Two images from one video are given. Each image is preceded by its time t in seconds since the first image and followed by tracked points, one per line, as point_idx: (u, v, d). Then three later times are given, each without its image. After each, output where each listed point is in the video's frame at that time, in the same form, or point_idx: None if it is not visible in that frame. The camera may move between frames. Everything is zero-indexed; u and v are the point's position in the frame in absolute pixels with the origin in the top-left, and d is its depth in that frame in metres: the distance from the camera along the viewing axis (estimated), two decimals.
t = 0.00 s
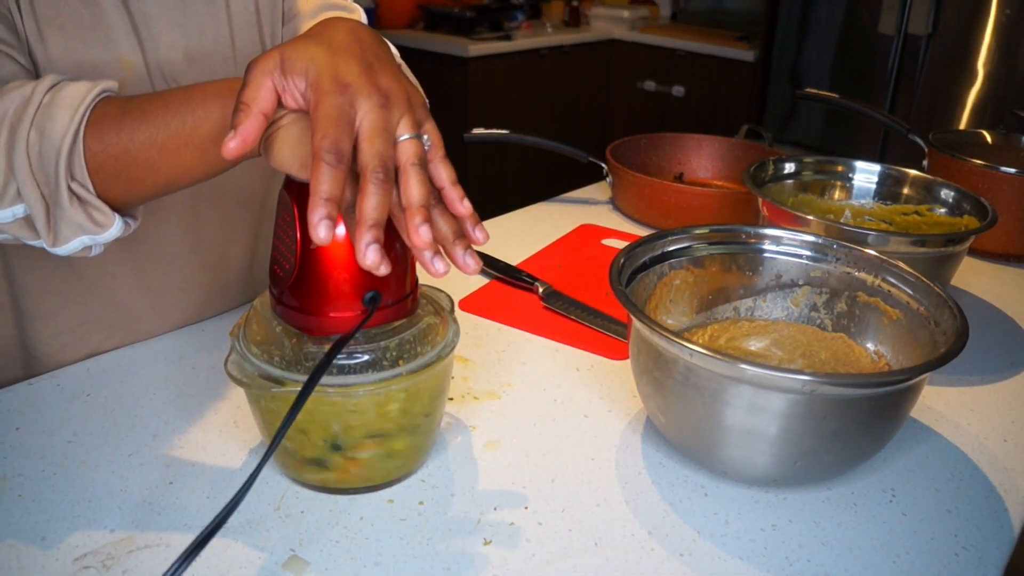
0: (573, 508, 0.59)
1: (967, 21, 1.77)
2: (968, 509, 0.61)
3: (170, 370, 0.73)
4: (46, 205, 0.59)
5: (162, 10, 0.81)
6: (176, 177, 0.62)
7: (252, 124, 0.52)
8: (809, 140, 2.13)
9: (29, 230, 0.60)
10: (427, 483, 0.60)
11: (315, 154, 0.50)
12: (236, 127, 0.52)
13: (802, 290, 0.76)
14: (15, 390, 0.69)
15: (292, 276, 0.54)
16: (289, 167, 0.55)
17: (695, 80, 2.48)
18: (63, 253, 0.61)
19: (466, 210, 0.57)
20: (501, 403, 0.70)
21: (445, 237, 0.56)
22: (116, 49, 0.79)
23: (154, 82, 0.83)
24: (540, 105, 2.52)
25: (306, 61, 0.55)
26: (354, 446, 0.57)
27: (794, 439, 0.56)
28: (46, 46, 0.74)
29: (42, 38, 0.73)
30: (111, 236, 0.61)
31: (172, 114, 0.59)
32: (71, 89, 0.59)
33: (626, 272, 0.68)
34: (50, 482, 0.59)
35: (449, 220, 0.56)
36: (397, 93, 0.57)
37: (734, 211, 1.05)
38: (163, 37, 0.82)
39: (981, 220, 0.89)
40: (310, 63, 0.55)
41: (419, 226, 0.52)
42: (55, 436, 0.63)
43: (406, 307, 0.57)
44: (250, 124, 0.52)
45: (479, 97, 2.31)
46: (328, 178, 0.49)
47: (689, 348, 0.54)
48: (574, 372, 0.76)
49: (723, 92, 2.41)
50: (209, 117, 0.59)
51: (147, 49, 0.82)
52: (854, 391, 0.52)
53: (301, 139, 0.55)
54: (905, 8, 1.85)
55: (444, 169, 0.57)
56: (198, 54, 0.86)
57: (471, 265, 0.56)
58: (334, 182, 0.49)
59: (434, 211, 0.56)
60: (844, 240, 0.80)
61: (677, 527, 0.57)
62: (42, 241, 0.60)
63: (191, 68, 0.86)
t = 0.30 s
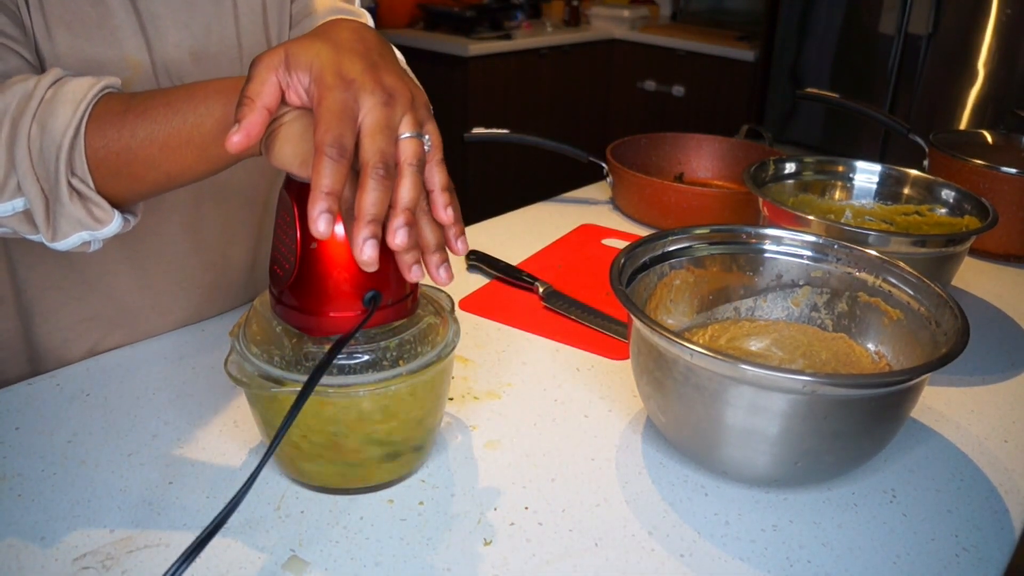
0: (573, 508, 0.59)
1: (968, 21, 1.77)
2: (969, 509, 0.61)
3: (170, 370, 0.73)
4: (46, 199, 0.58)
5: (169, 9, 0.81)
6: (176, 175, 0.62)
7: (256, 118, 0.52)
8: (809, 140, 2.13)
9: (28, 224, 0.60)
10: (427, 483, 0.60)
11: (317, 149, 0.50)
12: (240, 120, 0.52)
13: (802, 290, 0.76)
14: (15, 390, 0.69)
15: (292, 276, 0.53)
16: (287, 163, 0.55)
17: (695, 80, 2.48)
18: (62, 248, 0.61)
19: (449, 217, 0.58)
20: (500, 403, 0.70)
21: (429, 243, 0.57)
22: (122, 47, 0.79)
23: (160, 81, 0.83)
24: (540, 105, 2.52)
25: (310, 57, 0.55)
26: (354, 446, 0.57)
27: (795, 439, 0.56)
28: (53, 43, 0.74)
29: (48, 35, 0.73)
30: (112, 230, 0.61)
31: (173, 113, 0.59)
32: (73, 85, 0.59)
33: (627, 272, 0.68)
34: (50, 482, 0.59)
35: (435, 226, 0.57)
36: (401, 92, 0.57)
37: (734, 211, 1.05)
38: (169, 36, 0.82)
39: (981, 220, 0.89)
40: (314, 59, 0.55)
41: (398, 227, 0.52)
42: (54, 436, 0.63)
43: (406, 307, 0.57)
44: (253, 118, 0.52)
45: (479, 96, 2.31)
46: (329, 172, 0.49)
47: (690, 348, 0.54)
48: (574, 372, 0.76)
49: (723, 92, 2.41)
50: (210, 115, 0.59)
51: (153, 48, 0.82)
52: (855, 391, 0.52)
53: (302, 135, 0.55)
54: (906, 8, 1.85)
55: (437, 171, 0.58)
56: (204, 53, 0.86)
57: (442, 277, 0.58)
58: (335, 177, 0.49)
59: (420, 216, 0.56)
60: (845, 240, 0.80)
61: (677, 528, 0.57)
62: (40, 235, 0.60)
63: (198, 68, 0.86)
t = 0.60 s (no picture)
0: (573, 508, 0.58)
1: (968, 20, 1.76)
2: (969, 509, 0.61)
3: (170, 370, 0.73)
4: (45, 194, 0.58)
5: (171, 8, 0.81)
6: (177, 173, 0.62)
7: (259, 114, 0.52)
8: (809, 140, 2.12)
9: (28, 219, 0.60)
10: (426, 483, 0.60)
11: (319, 145, 0.50)
12: (243, 116, 0.52)
13: (802, 289, 0.76)
14: (15, 390, 0.69)
15: (291, 274, 0.53)
16: (288, 161, 0.55)
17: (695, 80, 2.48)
18: (61, 243, 0.61)
19: (444, 218, 0.58)
20: (500, 403, 0.70)
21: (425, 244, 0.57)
22: (125, 45, 0.79)
23: (162, 80, 0.83)
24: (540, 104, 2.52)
25: (313, 54, 0.55)
26: (354, 446, 0.56)
27: (795, 439, 0.56)
28: (56, 40, 0.74)
29: (51, 33, 0.73)
30: (111, 226, 0.61)
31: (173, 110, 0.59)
32: (74, 80, 0.59)
33: (627, 272, 0.68)
34: (50, 482, 0.59)
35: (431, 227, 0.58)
36: (402, 90, 0.57)
37: (734, 211, 1.05)
38: (172, 35, 0.83)
39: (981, 220, 0.89)
40: (317, 56, 0.55)
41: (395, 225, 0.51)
42: (54, 436, 0.63)
43: (406, 307, 0.57)
44: (256, 114, 0.52)
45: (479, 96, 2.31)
46: (331, 167, 0.49)
47: (689, 348, 0.54)
48: (574, 372, 0.76)
49: (723, 92, 2.41)
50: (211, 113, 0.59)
51: (155, 46, 0.82)
52: (855, 391, 0.52)
53: (303, 133, 0.55)
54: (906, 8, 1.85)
55: (434, 173, 0.58)
56: (207, 52, 0.86)
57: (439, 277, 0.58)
58: (337, 172, 0.49)
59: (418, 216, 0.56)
60: (845, 239, 0.80)
61: (677, 528, 0.57)
62: (39, 229, 0.60)
63: (200, 67, 0.86)
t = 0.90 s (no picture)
0: (573, 508, 0.59)
1: (968, 20, 1.76)
2: (968, 509, 0.61)
3: (170, 370, 0.73)
4: (46, 192, 0.59)
5: (172, 9, 0.82)
6: (177, 172, 0.62)
7: (261, 113, 0.52)
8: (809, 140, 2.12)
9: (28, 216, 0.60)
10: (427, 483, 0.60)
11: (321, 144, 0.50)
12: (244, 115, 0.52)
13: (802, 289, 0.76)
14: (15, 389, 0.69)
15: (291, 275, 0.53)
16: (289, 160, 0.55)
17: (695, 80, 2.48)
18: (62, 241, 0.61)
19: (443, 219, 0.59)
20: (500, 403, 0.70)
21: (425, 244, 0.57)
22: (126, 45, 0.79)
23: (163, 80, 0.84)
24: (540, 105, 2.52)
25: (315, 54, 0.56)
26: (354, 446, 0.57)
27: (795, 439, 0.56)
28: (57, 40, 0.74)
29: (52, 32, 0.74)
30: (111, 224, 0.61)
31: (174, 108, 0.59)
32: (76, 79, 0.59)
33: (627, 272, 0.68)
34: (50, 482, 0.59)
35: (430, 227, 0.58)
36: (404, 91, 0.57)
37: (734, 211, 1.05)
38: (172, 35, 0.83)
39: (981, 220, 0.89)
40: (319, 56, 0.55)
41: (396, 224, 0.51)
42: (55, 436, 0.63)
43: (405, 307, 0.57)
44: (258, 113, 0.52)
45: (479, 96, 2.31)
46: (332, 167, 0.49)
47: (689, 348, 0.54)
48: (574, 372, 0.76)
49: (723, 92, 2.41)
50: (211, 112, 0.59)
51: (155, 46, 0.82)
52: (855, 391, 0.52)
53: (303, 132, 0.55)
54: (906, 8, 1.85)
55: (434, 174, 0.58)
56: (207, 52, 0.86)
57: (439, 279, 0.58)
58: (338, 172, 0.49)
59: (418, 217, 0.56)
60: (845, 239, 0.80)
61: (677, 528, 0.57)
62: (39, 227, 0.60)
63: (200, 67, 0.86)
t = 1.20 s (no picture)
0: (573, 507, 0.59)
1: (968, 20, 1.76)
2: (968, 509, 0.61)
3: (170, 370, 0.73)
4: (46, 192, 0.59)
5: (172, 9, 0.82)
6: (177, 172, 0.62)
7: (261, 113, 0.52)
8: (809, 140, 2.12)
9: (28, 216, 0.60)
10: (427, 483, 0.60)
11: (321, 144, 0.50)
12: (245, 115, 0.52)
13: (802, 289, 0.76)
14: (15, 389, 0.69)
15: (291, 275, 0.53)
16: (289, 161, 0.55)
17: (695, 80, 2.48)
18: (61, 241, 0.61)
19: (443, 220, 0.59)
20: (501, 403, 0.70)
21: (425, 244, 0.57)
22: (125, 45, 0.79)
23: (162, 79, 0.84)
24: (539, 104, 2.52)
25: (316, 54, 0.56)
26: (354, 446, 0.57)
27: (795, 439, 0.56)
28: (56, 39, 0.74)
29: (52, 32, 0.74)
30: (111, 224, 0.61)
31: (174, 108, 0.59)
32: (76, 78, 0.59)
33: (627, 272, 0.68)
34: (50, 482, 0.59)
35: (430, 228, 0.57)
36: (404, 91, 0.57)
37: (734, 211, 1.05)
38: (172, 35, 0.83)
39: (981, 220, 0.89)
40: (319, 56, 0.55)
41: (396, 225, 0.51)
42: (55, 436, 0.63)
43: (405, 307, 0.57)
44: (258, 113, 0.52)
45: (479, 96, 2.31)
46: (332, 167, 0.49)
47: (689, 348, 0.54)
48: (574, 372, 0.76)
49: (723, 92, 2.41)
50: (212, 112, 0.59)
51: (155, 45, 0.82)
52: (854, 391, 0.52)
53: (302, 133, 0.55)
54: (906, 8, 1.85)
55: (434, 174, 0.58)
56: (206, 52, 0.86)
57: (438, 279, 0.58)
58: (337, 172, 0.49)
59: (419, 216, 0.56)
60: (845, 239, 0.80)
61: (677, 528, 0.57)
62: (39, 227, 0.60)
63: (200, 67, 0.86)
